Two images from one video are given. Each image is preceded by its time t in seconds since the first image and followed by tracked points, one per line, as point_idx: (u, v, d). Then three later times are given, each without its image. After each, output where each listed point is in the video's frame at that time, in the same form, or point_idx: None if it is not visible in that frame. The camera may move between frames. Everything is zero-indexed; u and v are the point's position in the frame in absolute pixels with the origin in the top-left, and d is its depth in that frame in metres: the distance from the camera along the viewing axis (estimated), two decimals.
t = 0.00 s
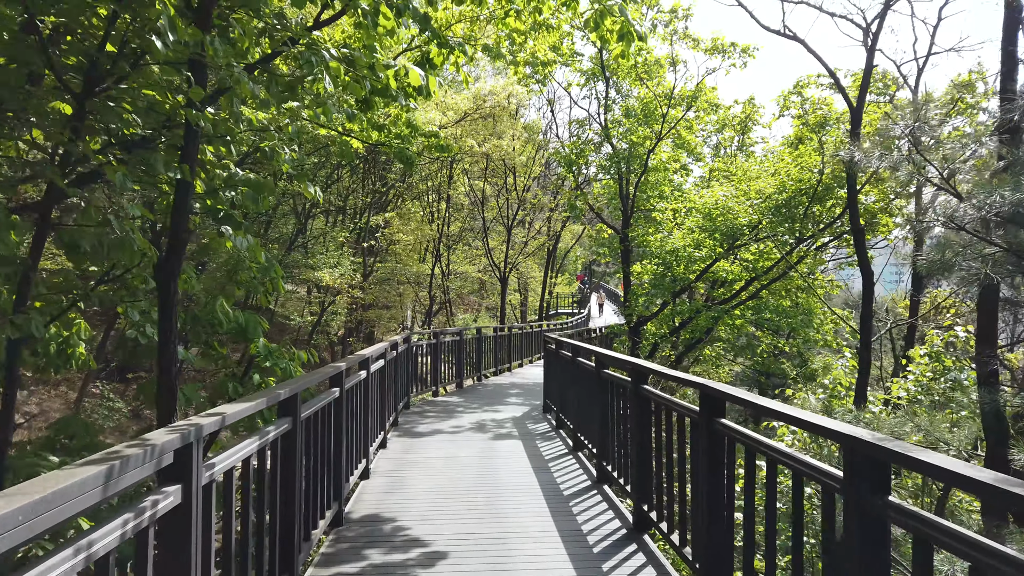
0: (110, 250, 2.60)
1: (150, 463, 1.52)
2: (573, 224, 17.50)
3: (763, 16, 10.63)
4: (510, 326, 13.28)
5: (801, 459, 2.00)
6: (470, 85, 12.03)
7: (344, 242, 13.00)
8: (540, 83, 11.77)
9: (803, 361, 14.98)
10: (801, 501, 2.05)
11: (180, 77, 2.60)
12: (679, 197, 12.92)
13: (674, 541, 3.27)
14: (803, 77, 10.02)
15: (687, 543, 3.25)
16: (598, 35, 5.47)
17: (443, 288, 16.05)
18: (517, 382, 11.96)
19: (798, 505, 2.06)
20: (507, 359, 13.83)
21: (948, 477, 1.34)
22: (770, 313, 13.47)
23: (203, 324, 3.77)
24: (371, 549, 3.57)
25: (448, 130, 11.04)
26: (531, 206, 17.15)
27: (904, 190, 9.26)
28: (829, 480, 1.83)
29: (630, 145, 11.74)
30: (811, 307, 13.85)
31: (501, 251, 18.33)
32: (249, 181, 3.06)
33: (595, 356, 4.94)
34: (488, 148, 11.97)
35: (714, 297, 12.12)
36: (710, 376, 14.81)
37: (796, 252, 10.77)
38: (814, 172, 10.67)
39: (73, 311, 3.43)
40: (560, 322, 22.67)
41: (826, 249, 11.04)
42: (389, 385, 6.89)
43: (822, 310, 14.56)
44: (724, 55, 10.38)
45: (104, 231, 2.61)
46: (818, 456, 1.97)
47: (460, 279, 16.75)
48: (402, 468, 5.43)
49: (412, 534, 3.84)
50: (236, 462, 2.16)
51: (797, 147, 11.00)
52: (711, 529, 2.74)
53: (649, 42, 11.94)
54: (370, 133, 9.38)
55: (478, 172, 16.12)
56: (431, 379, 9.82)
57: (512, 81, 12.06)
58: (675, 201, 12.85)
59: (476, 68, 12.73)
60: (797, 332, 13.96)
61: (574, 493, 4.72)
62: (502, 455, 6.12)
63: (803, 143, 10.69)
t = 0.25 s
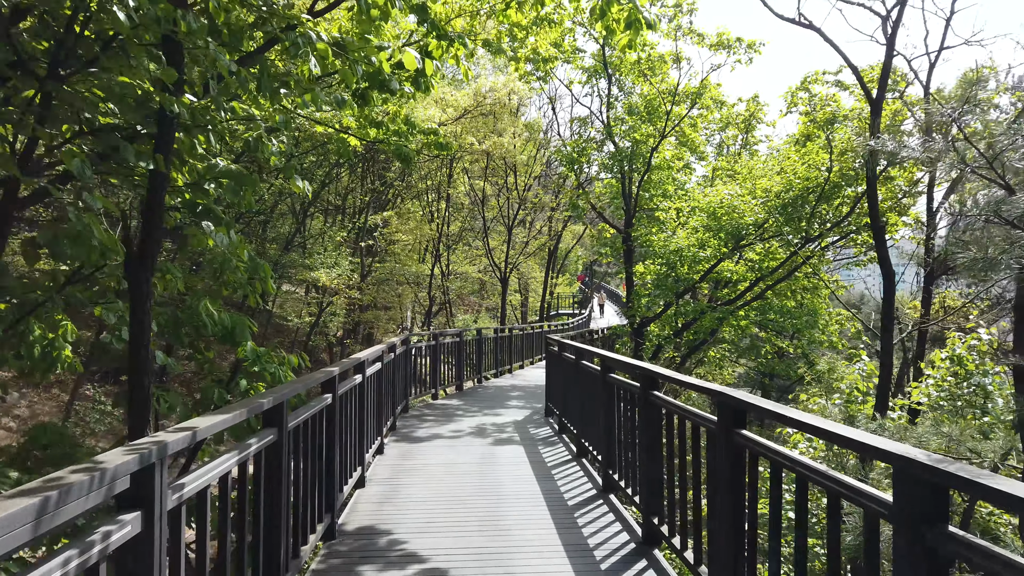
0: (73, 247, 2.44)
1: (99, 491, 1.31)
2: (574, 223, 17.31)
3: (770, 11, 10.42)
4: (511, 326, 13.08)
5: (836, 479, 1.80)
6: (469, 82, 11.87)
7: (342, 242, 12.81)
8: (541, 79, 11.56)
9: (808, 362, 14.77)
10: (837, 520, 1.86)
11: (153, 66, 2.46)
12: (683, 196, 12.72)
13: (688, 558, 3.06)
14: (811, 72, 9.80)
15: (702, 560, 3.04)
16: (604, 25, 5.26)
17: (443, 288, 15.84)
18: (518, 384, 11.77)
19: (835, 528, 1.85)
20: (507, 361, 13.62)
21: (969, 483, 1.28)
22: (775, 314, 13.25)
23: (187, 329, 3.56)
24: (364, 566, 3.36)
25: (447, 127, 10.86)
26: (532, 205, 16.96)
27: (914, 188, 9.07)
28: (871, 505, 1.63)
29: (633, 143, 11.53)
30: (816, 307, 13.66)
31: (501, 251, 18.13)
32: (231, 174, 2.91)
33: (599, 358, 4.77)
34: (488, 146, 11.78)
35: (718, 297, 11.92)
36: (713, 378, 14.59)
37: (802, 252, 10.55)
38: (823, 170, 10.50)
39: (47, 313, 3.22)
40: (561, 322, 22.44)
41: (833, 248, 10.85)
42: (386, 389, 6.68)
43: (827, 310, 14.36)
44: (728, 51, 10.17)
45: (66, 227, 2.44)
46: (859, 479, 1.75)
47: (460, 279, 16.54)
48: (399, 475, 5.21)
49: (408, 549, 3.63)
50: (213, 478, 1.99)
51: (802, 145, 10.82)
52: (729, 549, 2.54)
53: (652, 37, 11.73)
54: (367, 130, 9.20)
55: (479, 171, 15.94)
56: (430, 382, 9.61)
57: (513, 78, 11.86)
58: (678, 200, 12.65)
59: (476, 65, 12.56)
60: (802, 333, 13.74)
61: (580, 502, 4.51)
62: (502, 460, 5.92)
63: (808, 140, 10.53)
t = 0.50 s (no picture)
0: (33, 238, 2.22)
1: (25, 524, 1.11)
2: (576, 222, 17.10)
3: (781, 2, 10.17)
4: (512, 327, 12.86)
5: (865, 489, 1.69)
6: (470, 77, 11.66)
7: (340, 241, 12.59)
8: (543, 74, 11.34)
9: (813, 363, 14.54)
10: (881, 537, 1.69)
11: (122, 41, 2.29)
12: (687, 194, 12.50)
13: None
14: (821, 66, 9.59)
15: None
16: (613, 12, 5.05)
17: (442, 288, 15.62)
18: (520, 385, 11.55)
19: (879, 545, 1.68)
20: (508, 361, 13.40)
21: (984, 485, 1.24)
22: (780, 314, 13.04)
23: (169, 329, 3.33)
24: None
25: (447, 122, 10.66)
26: (533, 204, 16.75)
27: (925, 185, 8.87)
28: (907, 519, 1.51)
29: (637, 140, 11.32)
30: (822, 307, 13.46)
31: (502, 250, 17.91)
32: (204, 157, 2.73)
33: (607, 361, 4.59)
34: (488, 142, 11.58)
35: (724, 297, 11.70)
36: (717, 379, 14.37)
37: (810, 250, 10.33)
38: (830, 168, 10.34)
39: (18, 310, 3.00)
40: (562, 323, 22.24)
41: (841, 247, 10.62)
42: (384, 390, 6.50)
43: (832, 310, 14.16)
44: (734, 46, 9.96)
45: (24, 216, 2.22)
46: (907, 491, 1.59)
47: (460, 279, 16.32)
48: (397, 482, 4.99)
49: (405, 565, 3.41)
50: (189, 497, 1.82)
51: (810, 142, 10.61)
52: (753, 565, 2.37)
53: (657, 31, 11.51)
54: (366, 125, 9.00)
55: (479, 169, 15.73)
56: (429, 383, 9.39)
57: (514, 73, 11.64)
58: (682, 198, 12.43)
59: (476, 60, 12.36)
60: (807, 333, 13.52)
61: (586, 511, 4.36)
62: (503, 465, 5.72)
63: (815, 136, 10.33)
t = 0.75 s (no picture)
0: None
1: None
2: (576, 221, 16.90)
3: None
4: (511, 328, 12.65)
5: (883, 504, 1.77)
6: (469, 73, 11.46)
7: (337, 240, 12.38)
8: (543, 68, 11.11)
9: (818, 364, 14.34)
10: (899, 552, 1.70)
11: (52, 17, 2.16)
12: (689, 192, 12.30)
13: None
14: (828, 62, 9.33)
15: None
16: None
17: (441, 288, 15.41)
18: (520, 387, 11.35)
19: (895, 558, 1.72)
20: (508, 363, 13.18)
21: (966, 488, 1.34)
22: (785, 315, 12.84)
23: (144, 334, 3.13)
24: None
25: (445, 119, 10.46)
26: (533, 203, 16.56)
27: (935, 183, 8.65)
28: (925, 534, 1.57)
29: (639, 137, 11.09)
30: (826, 307, 13.27)
31: (502, 249, 17.68)
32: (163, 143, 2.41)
33: (610, 367, 4.41)
34: (488, 139, 11.38)
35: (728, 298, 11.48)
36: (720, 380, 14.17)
37: (817, 249, 10.11)
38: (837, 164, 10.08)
39: None
40: (563, 323, 22.05)
41: (848, 246, 10.41)
42: (379, 395, 6.29)
43: (837, 310, 13.96)
44: (739, 40, 9.74)
45: None
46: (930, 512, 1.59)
47: (459, 278, 16.10)
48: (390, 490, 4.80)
49: None
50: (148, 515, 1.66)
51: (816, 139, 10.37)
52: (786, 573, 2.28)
53: (659, 25, 11.29)
54: (362, 121, 8.79)
55: (479, 168, 15.53)
56: (426, 387, 9.18)
57: (514, 68, 11.42)
58: (685, 196, 12.23)
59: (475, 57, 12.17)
60: (812, 334, 13.32)
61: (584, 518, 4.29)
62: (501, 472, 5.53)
63: (820, 133, 10.12)
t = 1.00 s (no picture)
0: None
1: None
2: (577, 219, 16.69)
3: None
4: (512, 328, 12.44)
5: (880, 500, 1.69)
6: (467, 67, 11.27)
7: (334, 238, 12.19)
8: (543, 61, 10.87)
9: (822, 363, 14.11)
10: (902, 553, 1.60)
11: None
12: (692, 188, 12.06)
13: None
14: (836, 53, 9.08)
15: None
16: None
17: (440, 286, 15.18)
18: (520, 388, 11.15)
19: (897, 557, 1.62)
20: (508, 362, 12.95)
21: (973, 483, 1.27)
22: (789, 313, 12.62)
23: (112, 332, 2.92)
24: None
25: (443, 113, 10.26)
26: (533, 200, 16.37)
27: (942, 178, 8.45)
28: (921, 528, 1.50)
29: (641, 132, 10.85)
30: (832, 306, 13.06)
31: (501, 247, 17.44)
32: (118, 115, 2.24)
33: (615, 365, 4.24)
34: (487, 134, 11.19)
35: (732, 296, 11.26)
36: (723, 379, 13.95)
37: (824, 246, 9.88)
38: (838, 150, 9.80)
39: None
40: (564, 322, 21.86)
41: (854, 243, 10.19)
42: (373, 394, 6.11)
43: (842, 309, 13.76)
44: (745, 32, 9.50)
45: None
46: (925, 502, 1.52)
47: (458, 277, 15.87)
48: (382, 494, 4.63)
49: None
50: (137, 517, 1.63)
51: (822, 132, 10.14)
52: None
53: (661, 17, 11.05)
54: (358, 115, 8.59)
55: (478, 165, 15.33)
56: (423, 386, 8.92)
57: (513, 62, 11.18)
58: (688, 192, 12.00)
59: (474, 51, 11.97)
60: (817, 333, 13.10)
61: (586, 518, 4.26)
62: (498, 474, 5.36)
63: (825, 127, 9.90)
